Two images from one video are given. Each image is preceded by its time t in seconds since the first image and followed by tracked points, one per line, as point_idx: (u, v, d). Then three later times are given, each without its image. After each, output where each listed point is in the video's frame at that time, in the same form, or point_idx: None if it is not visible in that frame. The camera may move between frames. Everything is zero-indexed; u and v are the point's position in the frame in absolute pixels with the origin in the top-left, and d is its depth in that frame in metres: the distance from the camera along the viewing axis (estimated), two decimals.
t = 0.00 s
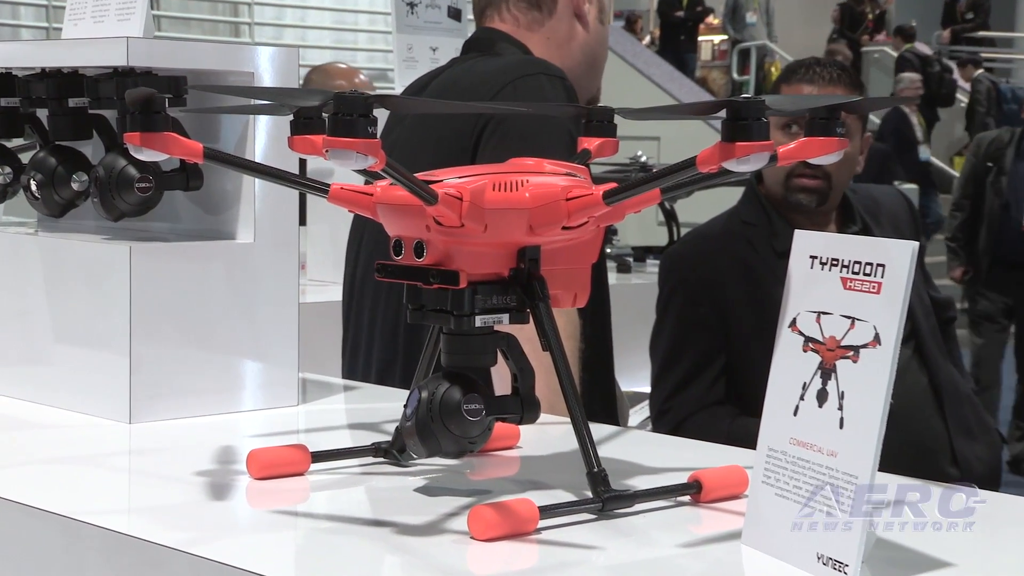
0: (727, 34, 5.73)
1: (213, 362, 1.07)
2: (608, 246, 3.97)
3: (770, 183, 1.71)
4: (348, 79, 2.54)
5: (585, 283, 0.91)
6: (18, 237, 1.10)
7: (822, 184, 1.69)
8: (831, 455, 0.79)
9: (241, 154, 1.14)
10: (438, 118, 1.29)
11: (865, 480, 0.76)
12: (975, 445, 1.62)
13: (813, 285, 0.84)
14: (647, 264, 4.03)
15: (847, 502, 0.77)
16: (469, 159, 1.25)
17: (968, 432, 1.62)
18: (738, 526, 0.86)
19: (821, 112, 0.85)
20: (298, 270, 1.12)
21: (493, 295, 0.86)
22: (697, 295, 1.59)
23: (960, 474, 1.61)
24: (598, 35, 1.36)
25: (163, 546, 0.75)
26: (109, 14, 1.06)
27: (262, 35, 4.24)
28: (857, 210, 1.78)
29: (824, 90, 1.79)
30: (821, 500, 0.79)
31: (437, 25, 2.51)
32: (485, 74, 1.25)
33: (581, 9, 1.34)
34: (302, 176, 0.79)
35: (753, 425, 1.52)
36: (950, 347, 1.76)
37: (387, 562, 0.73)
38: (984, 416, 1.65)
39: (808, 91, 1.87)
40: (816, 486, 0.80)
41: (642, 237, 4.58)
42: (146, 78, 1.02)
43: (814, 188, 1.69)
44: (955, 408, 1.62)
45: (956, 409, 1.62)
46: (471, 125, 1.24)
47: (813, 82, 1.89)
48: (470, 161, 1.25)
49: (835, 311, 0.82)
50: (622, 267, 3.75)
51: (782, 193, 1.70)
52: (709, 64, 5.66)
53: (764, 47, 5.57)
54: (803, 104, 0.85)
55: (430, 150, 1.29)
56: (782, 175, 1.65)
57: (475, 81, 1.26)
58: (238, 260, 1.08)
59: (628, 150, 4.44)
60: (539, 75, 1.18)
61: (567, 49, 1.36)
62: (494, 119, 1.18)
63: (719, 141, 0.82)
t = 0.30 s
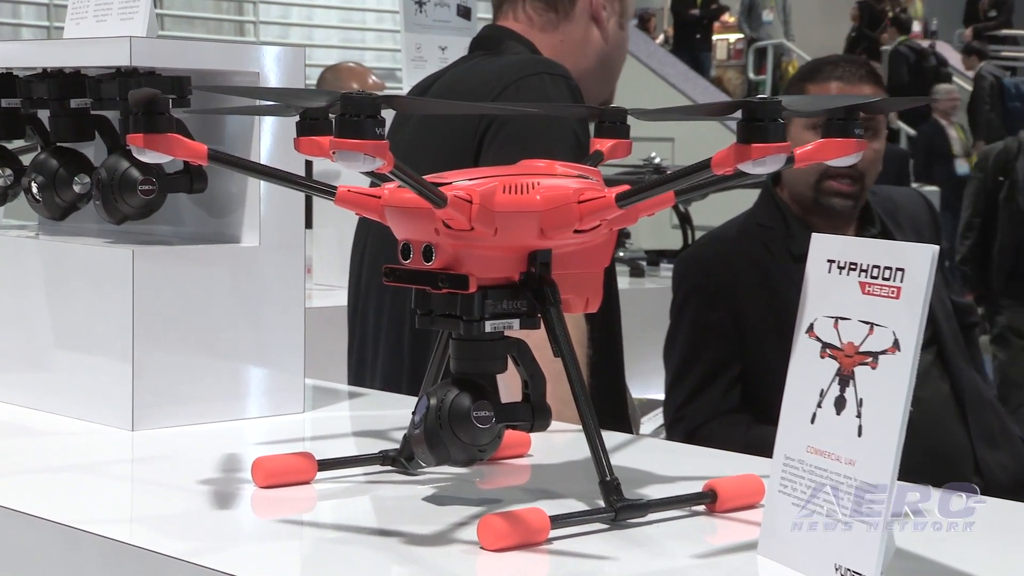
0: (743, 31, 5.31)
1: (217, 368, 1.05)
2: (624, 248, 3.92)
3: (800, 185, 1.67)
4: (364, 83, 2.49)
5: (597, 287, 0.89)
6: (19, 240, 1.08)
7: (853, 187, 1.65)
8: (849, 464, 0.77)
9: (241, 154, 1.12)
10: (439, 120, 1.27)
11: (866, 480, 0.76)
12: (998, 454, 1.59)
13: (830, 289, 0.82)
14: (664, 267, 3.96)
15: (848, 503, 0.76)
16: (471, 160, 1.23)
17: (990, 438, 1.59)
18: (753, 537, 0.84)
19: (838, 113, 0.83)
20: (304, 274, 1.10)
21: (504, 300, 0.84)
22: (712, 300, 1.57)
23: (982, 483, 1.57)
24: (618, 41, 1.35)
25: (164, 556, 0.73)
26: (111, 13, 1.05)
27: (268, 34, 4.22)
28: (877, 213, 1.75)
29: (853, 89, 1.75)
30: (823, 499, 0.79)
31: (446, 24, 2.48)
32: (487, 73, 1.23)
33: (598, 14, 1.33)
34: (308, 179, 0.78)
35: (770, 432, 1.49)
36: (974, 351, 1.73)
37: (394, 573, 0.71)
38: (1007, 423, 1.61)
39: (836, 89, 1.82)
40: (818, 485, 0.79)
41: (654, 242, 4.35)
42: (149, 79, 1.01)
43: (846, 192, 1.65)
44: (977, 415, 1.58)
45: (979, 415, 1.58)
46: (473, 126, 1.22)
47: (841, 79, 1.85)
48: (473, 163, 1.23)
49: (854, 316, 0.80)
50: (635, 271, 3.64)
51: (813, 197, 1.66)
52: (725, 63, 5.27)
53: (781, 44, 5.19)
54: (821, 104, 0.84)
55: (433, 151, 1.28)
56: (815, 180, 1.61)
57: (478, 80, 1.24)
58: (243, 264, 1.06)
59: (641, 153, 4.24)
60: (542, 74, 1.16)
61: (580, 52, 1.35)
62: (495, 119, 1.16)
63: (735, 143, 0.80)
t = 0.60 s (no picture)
0: (762, 30, 4.95)
1: (225, 373, 1.03)
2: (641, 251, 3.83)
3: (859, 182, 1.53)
4: (375, 82, 2.45)
5: (614, 291, 0.87)
6: (24, 242, 1.07)
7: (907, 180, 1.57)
8: (872, 471, 0.75)
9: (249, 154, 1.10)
10: (450, 116, 1.25)
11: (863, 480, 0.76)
12: None
13: (851, 294, 0.80)
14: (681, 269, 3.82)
15: (848, 503, 0.76)
16: (482, 160, 1.21)
17: (1017, 444, 1.51)
18: (773, 547, 0.82)
19: (860, 112, 0.81)
20: (315, 277, 1.08)
21: (518, 303, 0.82)
22: (730, 302, 1.52)
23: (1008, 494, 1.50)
24: (637, 38, 1.33)
25: (169, 564, 0.71)
26: (118, 10, 1.03)
27: (276, 32, 4.19)
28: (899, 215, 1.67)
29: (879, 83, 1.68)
30: (823, 497, 0.78)
31: (459, 21, 2.45)
32: (497, 70, 1.21)
33: (616, 12, 1.30)
34: (320, 181, 0.76)
35: (790, 440, 1.44)
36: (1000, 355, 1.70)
37: None
38: None
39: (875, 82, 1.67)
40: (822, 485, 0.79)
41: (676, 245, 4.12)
42: (156, 77, 0.98)
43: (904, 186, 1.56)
44: (1003, 421, 1.51)
45: (1006, 421, 1.51)
46: (483, 125, 1.20)
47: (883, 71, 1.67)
48: (483, 163, 1.21)
49: (877, 321, 0.77)
50: (654, 274, 3.50)
51: (867, 195, 1.55)
52: (745, 61, 4.86)
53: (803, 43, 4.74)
54: (841, 104, 0.82)
55: (442, 152, 1.25)
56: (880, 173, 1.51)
57: (486, 79, 1.22)
58: (251, 266, 1.05)
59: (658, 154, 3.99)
60: (553, 72, 1.14)
61: (597, 52, 1.33)
62: (506, 118, 1.14)
63: (754, 143, 0.78)
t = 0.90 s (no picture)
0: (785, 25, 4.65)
1: (235, 377, 1.02)
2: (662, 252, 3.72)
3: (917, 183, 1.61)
4: (385, 78, 2.42)
5: (634, 293, 0.85)
6: (32, 244, 1.05)
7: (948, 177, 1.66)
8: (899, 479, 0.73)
9: (261, 153, 1.09)
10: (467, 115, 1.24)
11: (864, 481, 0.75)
12: None
13: (878, 297, 0.77)
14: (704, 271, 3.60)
15: (846, 503, 0.76)
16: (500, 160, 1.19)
17: None
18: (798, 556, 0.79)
19: (887, 110, 0.79)
20: (328, 279, 1.07)
21: (536, 306, 0.80)
22: (754, 305, 1.52)
23: None
24: (659, 35, 1.30)
25: (179, 572, 0.69)
26: (128, 6, 1.02)
27: (289, 30, 4.15)
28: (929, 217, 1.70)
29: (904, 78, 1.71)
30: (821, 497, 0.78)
31: (476, 17, 2.38)
32: (514, 68, 1.19)
33: (641, 10, 1.28)
34: (335, 181, 0.75)
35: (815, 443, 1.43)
36: None
37: None
38: None
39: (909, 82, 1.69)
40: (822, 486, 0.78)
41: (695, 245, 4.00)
42: (165, 75, 0.96)
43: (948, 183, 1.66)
44: None
45: None
46: (501, 124, 1.18)
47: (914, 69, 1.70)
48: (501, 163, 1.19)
49: (903, 324, 0.75)
50: (673, 275, 3.37)
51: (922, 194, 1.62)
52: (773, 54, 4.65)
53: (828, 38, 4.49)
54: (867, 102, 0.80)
55: (459, 152, 1.23)
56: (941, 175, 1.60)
57: (503, 77, 1.20)
58: (262, 266, 1.03)
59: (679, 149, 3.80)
60: (571, 69, 1.12)
61: (620, 50, 1.31)
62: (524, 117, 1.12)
63: (778, 142, 0.76)
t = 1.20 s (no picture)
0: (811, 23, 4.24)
1: (248, 380, 1.00)
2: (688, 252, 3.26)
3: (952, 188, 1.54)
4: (398, 76, 2.36)
5: (657, 295, 0.83)
6: (43, 244, 1.04)
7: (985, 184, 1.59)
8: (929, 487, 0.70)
9: (276, 152, 1.07)
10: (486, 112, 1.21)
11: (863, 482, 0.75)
12: None
13: (907, 300, 0.74)
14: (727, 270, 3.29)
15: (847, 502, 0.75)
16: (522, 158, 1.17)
17: None
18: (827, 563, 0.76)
19: (917, 107, 0.77)
20: (343, 280, 1.05)
21: (556, 308, 0.78)
22: (782, 309, 1.48)
23: None
24: (678, 29, 1.28)
25: None
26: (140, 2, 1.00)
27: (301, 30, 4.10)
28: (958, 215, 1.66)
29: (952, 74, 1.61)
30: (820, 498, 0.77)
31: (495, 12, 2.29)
32: (535, 65, 1.17)
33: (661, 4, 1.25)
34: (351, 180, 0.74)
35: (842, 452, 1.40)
36: None
37: None
38: None
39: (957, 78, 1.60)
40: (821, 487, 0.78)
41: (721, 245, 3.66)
42: (178, 72, 0.95)
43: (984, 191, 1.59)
44: None
45: None
46: (522, 122, 1.16)
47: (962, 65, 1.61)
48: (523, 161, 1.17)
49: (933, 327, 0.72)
50: (699, 278, 3.07)
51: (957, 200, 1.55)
52: (796, 53, 3.95)
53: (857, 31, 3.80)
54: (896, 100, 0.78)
55: (477, 151, 1.21)
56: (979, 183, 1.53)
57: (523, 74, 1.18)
58: (276, 267, 1.01)
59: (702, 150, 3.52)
60: (594, 66, 1.10)
61: (642, 45, 1.28)
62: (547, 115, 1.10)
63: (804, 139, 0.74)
